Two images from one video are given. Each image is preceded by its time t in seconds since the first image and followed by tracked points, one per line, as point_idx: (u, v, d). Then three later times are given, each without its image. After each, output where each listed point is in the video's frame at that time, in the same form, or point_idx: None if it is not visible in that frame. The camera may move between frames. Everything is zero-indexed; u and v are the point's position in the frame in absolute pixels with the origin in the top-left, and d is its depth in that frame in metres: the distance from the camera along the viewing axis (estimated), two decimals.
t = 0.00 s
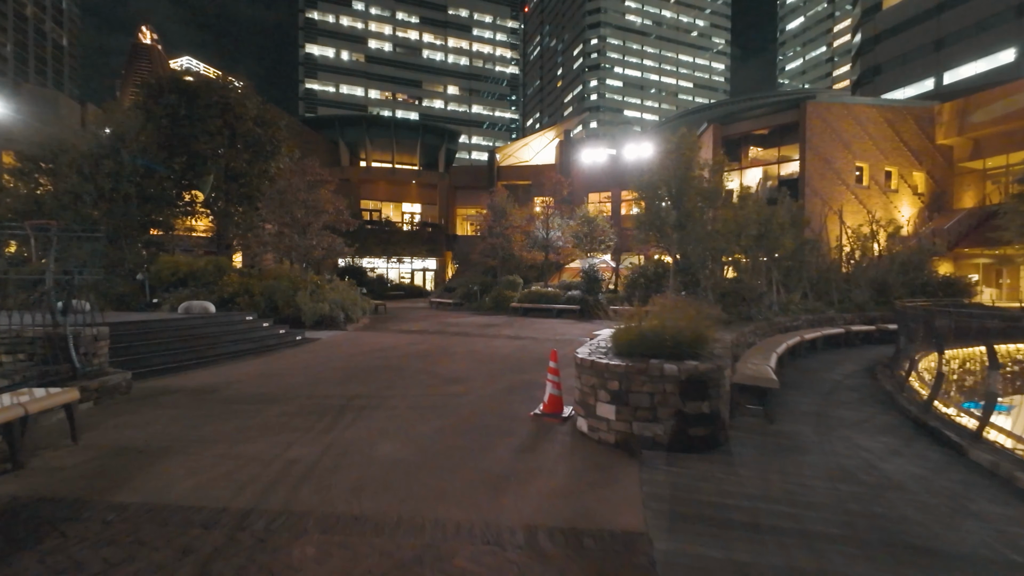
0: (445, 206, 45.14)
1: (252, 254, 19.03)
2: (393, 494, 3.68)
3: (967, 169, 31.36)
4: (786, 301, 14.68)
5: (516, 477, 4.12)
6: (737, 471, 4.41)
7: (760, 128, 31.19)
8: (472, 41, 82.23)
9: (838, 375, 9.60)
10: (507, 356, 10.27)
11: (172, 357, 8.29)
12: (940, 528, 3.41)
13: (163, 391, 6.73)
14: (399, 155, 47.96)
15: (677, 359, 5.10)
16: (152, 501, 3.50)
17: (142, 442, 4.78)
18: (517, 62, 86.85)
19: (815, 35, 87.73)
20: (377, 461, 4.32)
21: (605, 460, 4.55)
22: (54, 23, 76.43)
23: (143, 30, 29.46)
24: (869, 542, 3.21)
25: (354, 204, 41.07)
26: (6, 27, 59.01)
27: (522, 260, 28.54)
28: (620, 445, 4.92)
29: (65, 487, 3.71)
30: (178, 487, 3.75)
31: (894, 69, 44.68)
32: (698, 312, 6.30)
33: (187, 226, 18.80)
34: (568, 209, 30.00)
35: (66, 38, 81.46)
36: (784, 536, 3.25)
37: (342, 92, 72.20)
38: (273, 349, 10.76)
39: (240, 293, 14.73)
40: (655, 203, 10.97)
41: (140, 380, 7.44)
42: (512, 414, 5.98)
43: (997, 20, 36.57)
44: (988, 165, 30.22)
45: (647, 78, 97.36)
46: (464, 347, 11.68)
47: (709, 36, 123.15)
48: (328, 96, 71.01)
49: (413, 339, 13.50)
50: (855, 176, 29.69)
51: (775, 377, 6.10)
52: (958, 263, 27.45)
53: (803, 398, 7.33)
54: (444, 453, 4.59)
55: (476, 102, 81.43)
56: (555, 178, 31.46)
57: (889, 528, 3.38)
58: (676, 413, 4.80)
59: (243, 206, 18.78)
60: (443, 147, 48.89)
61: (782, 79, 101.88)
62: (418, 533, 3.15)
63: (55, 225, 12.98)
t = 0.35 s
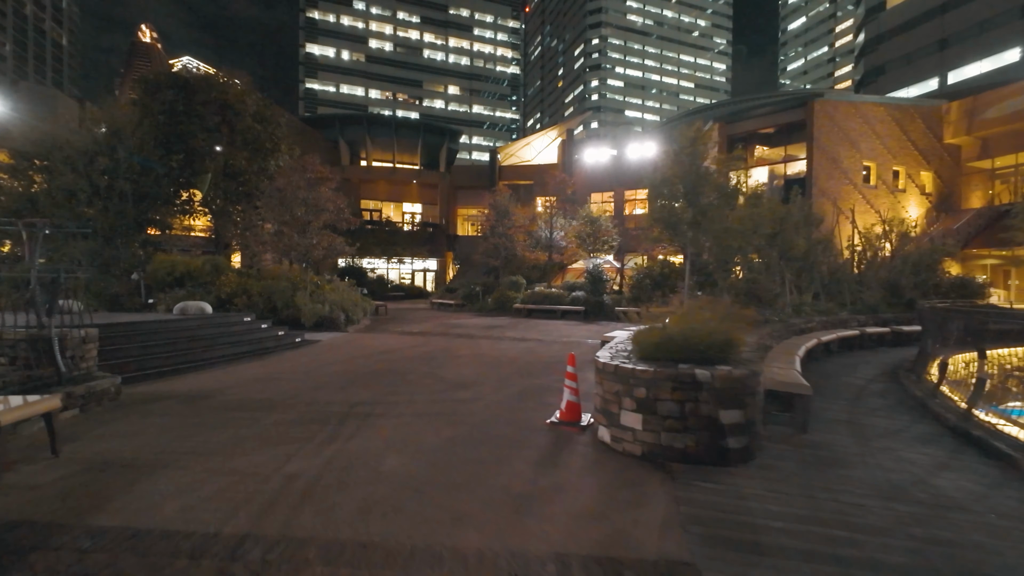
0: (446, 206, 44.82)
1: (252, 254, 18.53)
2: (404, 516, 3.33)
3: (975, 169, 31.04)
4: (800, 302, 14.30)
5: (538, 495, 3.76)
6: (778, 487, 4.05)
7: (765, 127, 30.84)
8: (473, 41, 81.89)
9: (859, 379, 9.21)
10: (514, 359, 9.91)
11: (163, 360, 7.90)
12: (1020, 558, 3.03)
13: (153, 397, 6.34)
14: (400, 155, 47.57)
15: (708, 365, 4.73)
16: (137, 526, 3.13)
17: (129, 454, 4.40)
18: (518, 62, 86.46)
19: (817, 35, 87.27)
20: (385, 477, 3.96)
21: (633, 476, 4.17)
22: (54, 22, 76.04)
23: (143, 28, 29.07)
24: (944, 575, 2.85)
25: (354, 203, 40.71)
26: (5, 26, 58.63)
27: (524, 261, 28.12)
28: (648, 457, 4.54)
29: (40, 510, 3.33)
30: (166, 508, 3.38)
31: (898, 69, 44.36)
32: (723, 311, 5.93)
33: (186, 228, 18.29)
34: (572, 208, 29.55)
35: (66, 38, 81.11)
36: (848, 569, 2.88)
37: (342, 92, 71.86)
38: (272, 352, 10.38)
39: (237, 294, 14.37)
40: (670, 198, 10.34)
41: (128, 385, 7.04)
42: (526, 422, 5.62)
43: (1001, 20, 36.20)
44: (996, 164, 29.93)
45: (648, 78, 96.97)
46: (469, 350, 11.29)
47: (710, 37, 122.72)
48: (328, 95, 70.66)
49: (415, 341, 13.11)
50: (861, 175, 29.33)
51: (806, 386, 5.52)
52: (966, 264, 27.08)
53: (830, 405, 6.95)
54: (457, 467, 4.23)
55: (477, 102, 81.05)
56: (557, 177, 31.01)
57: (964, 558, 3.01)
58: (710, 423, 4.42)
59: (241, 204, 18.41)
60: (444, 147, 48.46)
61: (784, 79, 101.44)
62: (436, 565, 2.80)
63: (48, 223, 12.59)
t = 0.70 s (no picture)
0: (447, 205, 44.54)
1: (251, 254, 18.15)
2: (420, 555, 3.00)
3: (982, 168, 30.70)
4: (814, 304, 13.92)
5: (566, 526, 3.40)
6: (828, 514, 3.66)
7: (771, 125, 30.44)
8: (473, 40, 81.41)
9: (884, 385, 8.81)
10: (523, 364, 9.52)
11: (156, 367, 7.48)
12: None
13: (143, 406, 5.95)
14: (401, 154, 47.18)
15: (746, 377, 4.34)
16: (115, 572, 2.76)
17: (113, 475, 4.02)
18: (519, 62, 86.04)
19: (818, 35, 86.75)
20: (394, 503, 3.62)
21: (667, 502, 3.78)
22: (53, 21, 75.63)
23: (143, 27, 28.51)
24: None
25: (355, 202, 40.35)
26: (4, 25, 58.22)
27: (526, 261, 27.67)
28: (680, 478, 4.16)
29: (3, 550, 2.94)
30: (151, 546, 3.02)
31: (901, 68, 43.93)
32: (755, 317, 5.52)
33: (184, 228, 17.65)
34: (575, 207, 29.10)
35: (64, 36, 80.59)
36: None
37: (342, 91, 71.47)
38: (270, 356, 10.00)
39: (235, 295, 13.94)
40: (688, 195, 9.93)
41: (118, 394, 6.63)
42: (542, 435, 5.26)
43: (1007, 18, 35.55)
44: (1003, 164, 29.59)
45: (649, 78, 96.58)
46: (475, 354, 10.91)
47: (711, 36, 122.19)
48: (328, 95, 70.27)
49: (417, 344, 12.71)
50: (869, 175, 28.96)
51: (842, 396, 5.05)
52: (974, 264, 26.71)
53: (862, 415, 6.55)
54: (472, 491, 3.88)
55: (477, 101, 80.59)
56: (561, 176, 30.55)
57: None
58: (750, 442, 4.03)
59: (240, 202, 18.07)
60: (444, 145, 48.00)
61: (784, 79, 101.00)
62: None
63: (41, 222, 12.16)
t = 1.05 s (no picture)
0: (448, 204, 44.08)
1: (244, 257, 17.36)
2: None
3: (989, 165, 30.32)
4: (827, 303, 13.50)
5: (591, 560, 2.98)
6: (887, 543, 3.23)
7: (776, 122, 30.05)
8: (473, 39, 80.92)
9: (908, 388, 8.40)
10: (530, 367, 9.08)
11: (141, 371, 7.07)
12: None
13: (124, 414, 5.53)
14: (400, 153, 46.76)
15: (788, 386, 3.90)
16: None
17: (80, 496, 3.61)
18: (518, 61, 85.59)
19: (818, 34, 86.22)
20: (396, 532, 3.20)
21: (702, 528, 3.36)
22: (51, 21, 75.24)
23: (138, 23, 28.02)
24: None
25: (354, 202, 39.97)
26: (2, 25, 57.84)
27: (529, 261, 27.20)
28: (714, 498, 3.74)
29: None
30: None
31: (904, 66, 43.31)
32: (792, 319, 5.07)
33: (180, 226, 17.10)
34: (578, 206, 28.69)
35: (63, 36, 80.15)
36: None
37: (342, 91, 71.05)
38: (265, 359, 9.59)
39: (230, 295, 13.39)
40: (701, 190, 9.55)
41: (97, 401, 6.22)
42: (556, 448, 4.83)
43: (1010, 16, 34.95)
44: (1011, 160, 29.36)
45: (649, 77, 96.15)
46: (479, 355, 10.49)
47: (711, 35, 121.60)
48: (328, 94, 69.85)
49: (419, 346, 12.28)
50: (875, 172, 28.52)
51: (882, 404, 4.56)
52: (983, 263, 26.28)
53: (895, 422, 6.13)
54: (482, 516, 3.46)
55: (477, 101, 80.15)
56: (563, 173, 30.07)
57: None
58: (793, 458, 3.61)
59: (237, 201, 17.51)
60: (445, 144, 47.51)
61: (784, 79, 100.46)
62: None
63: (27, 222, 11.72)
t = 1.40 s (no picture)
0: (448, 203, 43.61)
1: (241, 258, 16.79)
2: None
3: (997, 163, 29.86)
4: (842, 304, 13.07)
5: None
6: None
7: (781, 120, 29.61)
8: (473, 38, 80.41)
9: (936, 394, 7.97)
10: (538, 373, 8.67)
11: (122, 380, 6.66)
12: None
13: (101, 428, 5.14)
14: (400, 152, 46.36)
15: (833, 402, 3.48)
16: None
17: (41, 530, 3.22)
18: (518, 60, 85.13)
19: (818, 33, 85.65)
20: None
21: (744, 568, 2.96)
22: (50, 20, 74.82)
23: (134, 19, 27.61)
24: None
25: (354, 201, 39.57)
26: None
27: (531, 260, 26.72)
28: (752, 528, 3.34)
29: None
30: None
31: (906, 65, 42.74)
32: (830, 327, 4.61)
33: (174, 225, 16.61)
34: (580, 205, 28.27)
35: (61, 35, 79.72)
36: None
37: (341, 90, 70.52)
38: (259, 364, 9.19)
39: (225, 297, 13.09)
40: (715, 186, 9.04)
41: (72, 413, 5.81)
42: (569, 466, 4.44)
43: (1013, 13, 34.51)
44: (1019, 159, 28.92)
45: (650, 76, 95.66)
46: (483, 360, 10.07)
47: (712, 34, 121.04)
48: (327, 93, 69.37)
49: (419, 349, 11.90)
50: (882, 170, 28.07)
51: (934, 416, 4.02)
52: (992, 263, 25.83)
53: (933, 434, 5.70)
54: (493, 555, 3.05)
55: (477, 100, 79.69)
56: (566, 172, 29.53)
57: None
58: (844, 485, 3.19)
59: (233, 199, 16.78)
60: (444, 143, 47.03)
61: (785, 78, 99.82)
62: None
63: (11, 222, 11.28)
